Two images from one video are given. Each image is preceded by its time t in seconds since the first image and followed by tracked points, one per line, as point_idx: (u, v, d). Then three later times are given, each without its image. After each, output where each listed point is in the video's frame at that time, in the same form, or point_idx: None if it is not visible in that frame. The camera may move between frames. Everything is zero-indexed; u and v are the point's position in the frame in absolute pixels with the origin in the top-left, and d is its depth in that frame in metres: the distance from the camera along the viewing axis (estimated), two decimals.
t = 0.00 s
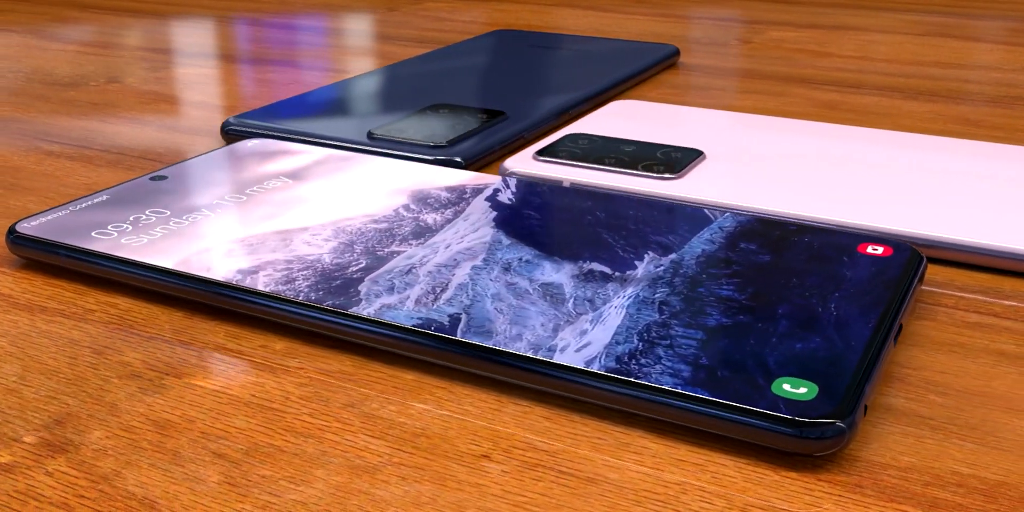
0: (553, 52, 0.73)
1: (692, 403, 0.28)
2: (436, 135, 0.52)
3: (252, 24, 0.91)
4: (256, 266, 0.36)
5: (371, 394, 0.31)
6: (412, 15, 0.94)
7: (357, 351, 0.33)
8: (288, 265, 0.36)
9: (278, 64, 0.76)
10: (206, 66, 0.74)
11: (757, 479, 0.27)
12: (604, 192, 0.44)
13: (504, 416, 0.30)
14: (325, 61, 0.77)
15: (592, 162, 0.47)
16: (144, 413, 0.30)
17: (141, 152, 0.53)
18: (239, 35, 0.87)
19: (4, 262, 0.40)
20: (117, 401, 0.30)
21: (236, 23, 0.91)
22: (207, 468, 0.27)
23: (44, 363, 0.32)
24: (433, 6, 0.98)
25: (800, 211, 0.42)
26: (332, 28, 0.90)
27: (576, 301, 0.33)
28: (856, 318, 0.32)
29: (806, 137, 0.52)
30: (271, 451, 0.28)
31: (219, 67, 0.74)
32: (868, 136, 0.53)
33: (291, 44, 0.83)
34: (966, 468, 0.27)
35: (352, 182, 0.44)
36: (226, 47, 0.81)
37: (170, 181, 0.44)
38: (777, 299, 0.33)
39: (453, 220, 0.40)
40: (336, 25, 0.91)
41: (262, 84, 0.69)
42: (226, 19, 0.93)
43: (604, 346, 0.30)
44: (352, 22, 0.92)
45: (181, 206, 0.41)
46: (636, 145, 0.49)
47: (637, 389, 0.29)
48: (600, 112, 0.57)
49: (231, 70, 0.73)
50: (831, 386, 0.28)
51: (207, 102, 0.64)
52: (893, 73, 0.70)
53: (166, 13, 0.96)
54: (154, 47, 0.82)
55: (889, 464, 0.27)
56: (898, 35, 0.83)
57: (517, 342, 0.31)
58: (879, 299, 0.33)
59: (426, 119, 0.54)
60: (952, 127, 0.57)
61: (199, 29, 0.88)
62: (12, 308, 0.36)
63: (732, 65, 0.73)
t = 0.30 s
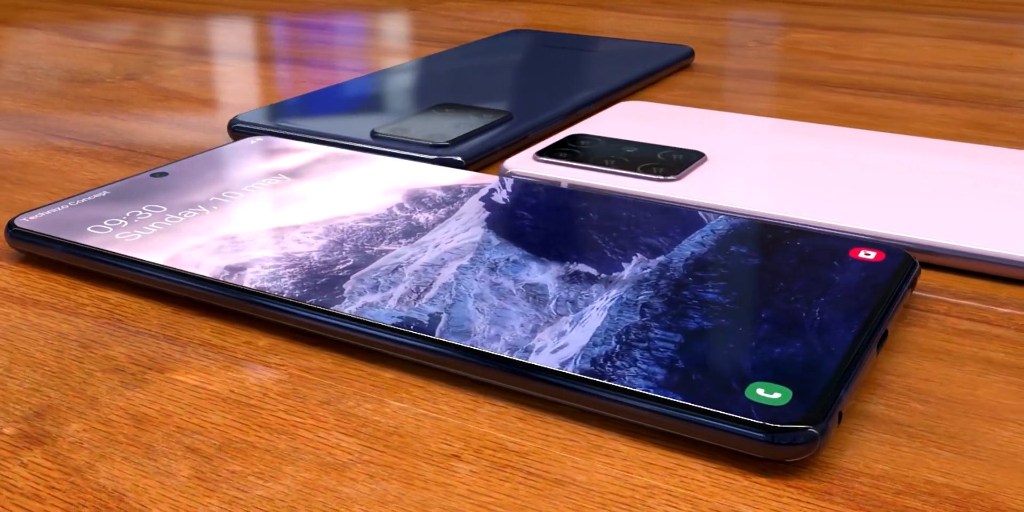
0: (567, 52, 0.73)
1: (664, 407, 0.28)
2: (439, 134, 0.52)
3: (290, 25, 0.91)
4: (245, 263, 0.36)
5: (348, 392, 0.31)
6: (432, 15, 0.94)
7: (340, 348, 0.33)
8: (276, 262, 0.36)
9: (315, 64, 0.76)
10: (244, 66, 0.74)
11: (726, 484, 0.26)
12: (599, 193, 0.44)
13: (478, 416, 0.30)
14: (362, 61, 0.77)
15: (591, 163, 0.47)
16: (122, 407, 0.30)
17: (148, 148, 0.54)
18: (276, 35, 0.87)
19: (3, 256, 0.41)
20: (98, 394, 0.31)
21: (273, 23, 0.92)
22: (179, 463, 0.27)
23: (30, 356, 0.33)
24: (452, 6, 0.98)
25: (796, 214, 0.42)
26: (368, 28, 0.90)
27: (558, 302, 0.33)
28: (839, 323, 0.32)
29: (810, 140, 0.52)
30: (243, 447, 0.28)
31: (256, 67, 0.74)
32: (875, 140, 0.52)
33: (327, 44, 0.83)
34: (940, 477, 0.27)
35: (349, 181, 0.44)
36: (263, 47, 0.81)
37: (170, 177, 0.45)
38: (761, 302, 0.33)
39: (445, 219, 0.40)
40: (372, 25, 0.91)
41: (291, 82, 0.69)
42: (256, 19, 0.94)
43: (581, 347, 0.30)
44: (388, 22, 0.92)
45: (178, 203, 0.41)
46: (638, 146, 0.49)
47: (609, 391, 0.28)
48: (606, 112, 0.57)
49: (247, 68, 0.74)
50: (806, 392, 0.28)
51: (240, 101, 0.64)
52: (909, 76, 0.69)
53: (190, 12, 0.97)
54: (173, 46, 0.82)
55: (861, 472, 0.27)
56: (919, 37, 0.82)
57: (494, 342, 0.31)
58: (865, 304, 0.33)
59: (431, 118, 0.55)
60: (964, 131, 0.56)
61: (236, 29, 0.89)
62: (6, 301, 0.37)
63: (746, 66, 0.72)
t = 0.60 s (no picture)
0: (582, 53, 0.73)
1: (637, 410, 0.28)
2: (442, 134, 0.52)
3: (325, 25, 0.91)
4: (234, 260, 0.36)
5: (327, 389, 0.31)
6: (451, 15, 0.94)
7: (323, 346, 0.33)
8: (265, 259, 0.36)
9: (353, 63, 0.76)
10: (283, 67, 0.74)
11: (695, 488, 0.26)
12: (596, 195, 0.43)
13: (454, 416, 0.30)
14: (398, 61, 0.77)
15: (591, 163, 0.47)
16: (103, 401, 0.30)
17: (155, 144, 0.54)
18: (311, 36, 0.87)
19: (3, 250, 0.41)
20: (80, 388, 0.31)
21: (308, 23, 0.92)
22: (153, 457, 0.28)
23: (19, 349, 0.33)
24: (471, 7, 0.98)
25: (793, 217, 0.41)
26: (403, 28, 0.90)
27: (541, 303, 0.33)
28: (822, 327, 0.31)
29: (815, 143, 0.51)
30: (217, 442, 0.28)
31: (294, 67, 0.74)
32: (882, 143, 0.52)
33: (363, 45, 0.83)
34: (914, 485, 0.26)
35: (346, 179, 0.44)
36: (299, 48, 0.81)
37: (171, 174, 0.45)
38: (746, 306, 0.33)
39: (437, 219, 0.40)
40: (407, 25, 0.91)
41: (304, 80, 0.69)
42: (290, 19, 0.94)
43: (559, 348, 0.30)
44: (421, 22, 0.92)
45: (176, 199, 0.42)
46: (639, 147, 0.49)
47: (583, 393, 0.28)
48: (611, 113, 0.56)
49: (261, 66, 0.74)
50: (780, 397, 0.28)
51: (252, 99, 0.64)
52: (925, 80, 0.68)
53: (212, 11, 0.98)
54: (192, 44, 0.83)
55: (834, 479, 0.27)
56: (940, 39, 0.81)
57: (473, 342, 0.31)
58: (851, 309, 0.33)
59: (436, 118, 0.55)
60: (974, 135, 0.56)
61: (270, 30, 0.89)
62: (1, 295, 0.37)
63: (760, 68, 0.72)
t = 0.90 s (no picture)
0: (595, 54, 0.73)
1: (609, 411, 0.28)
2: (443, 133, 0.52)
3: (357, 25, 0.91)
4: (224, 257, 0.37)
5: (306, 386, 0.31)
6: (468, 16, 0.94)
7: (307, 343, 0.34)
8: (255, 257, 0.36)
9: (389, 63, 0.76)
10: (316, 67, 0.74)
11: (664, 492, 0.26)
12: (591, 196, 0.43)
13: (429, 415, 0.30)
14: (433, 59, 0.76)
15: (589, 164, 0.47)
16: (85, 394, 0.31)
17: (163, 141, 0.55)
18: (335, 35, 0.87)
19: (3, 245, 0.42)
20: (64, 381, 0.31)
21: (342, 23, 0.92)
22: (129, 451, 0.28)
23: (8, 341, 0.34)
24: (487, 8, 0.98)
25: (789, 220, 0.41)
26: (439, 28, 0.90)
27: (525, 303, 0.33)
28: (805, 332, 0.31)
29: (819, 146, 0.51)
30: (193, 438, 0.28)
31: (327, 67, 0.74)
32: (887, 146, 0.51)
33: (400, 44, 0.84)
34: (887, 493, 0.26)
35: (344, 178, 0.44)
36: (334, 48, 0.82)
37: (172, 171, 0.45)
38: (730, 309, 0.33)
39: (430, 218, 0.40)
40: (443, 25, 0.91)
41: (316, 79, 0.70)
42: (317, 19, 0.94)
43: (537, 349, 0.30)
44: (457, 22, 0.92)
45: (173, 196, 0.42)
46: (640, 148, 0.49)
47: (557, 395, 0.28)
48: (617, 114, 0.56)
49: (274, 65, 0.75)
50: (754, 401, 0.27)
51: (263, 97, 0.65)
52: (941, 83, 0.67)
53: (233, 11, 0.98)
54: (209, 43, 0.84)
55: (806, 485, 0.26)
56: (961, 42, 0.79)
57: (451, 342, 0.31)
58: (836, 314, 0.32)
59: (439, 117, 0.55)
60: (985, 140, 0.55)
61: (297, 30, 0.89)
62: None
63: (773, 70, 0.71)
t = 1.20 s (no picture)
0: (609, 54, 0.73)
1: (583, 413, 0.27)
2: (445, 133, 0.52)
3: (384, 25, 0.92)
4: (216, 254, 0.37)
5: (288, 383, 0.31)
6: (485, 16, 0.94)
7: (293, 340, 0.34)
8: (245, 254, 0.37)
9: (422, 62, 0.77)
10: (346, 67, 0.75)
11: (635, 495, 0.26)
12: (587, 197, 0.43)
13: (407, 415, 0.30)
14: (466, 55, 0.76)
15: (588, 165, 0.47)
16: (70, 388, 0.31)
17: (170, 138, 0.55)
18: (354, 34, 0.87)
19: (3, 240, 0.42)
20: (51, 375, 0.32)
21: (373, 23, 0.93)
22: (107, 445, 0.28)
23: None
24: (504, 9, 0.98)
25: (783, 223, 0.41)
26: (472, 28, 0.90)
27: (509, 303, 0.33)
28: (788, 336, 0.31)
29: (823, 149, 0.51)
30: (172, 433, 0.29)
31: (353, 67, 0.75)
32: (892, 150, 0.51)
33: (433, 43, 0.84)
34: (860, 499, 0.26)
35: (342, 177, 0.45)
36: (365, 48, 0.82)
37: (173, 168, 0.46)
38: (714, 312, 0.32)
39: (424, 217, 0.40)
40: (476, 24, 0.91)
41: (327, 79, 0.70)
42: (337, 19, 0.95)
43: (516, 350, 0.30)
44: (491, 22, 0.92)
45: (172, 193, 0.43)
46: (641, 150, 0.49)
47: (533, 395, 0.28)
48: (622, 115, 0.56)
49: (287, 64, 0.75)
50: (729, 405, 0.27)
51: (273, 96, 0.65)
52: (956, 86, 0.67)
53: (252, 10, 0.99)
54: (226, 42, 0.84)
55: (779, 490, 0.26)
56: (980, 44, 0.79)
57: (431, 342, 0.31)
58: (822, 319, 0.32)
59: (442, 117, 0.55)
60: (996, 143, 0.54)
61: (314, 30, 0.90)
62: None
63: (786, 71, 0.71)
